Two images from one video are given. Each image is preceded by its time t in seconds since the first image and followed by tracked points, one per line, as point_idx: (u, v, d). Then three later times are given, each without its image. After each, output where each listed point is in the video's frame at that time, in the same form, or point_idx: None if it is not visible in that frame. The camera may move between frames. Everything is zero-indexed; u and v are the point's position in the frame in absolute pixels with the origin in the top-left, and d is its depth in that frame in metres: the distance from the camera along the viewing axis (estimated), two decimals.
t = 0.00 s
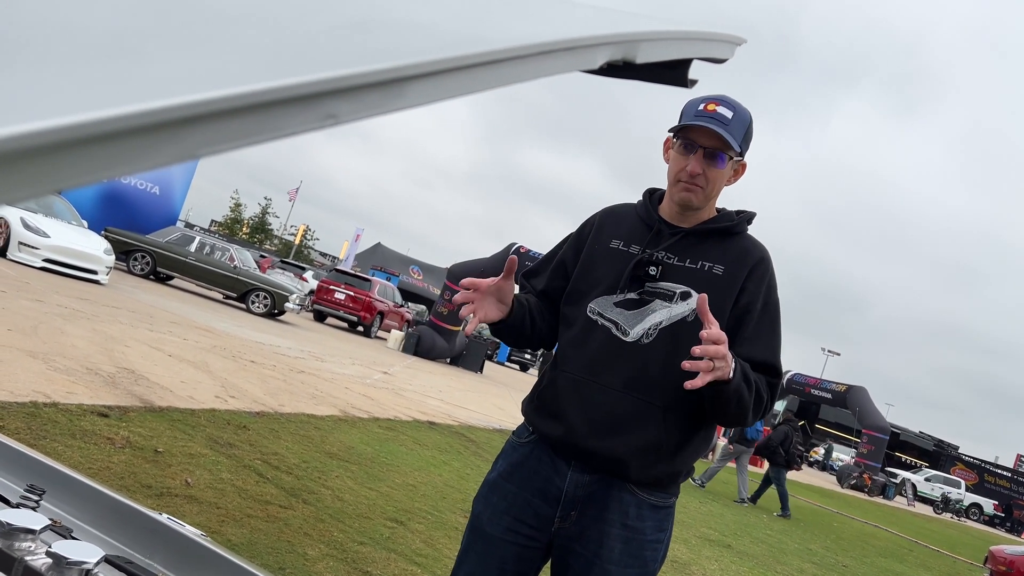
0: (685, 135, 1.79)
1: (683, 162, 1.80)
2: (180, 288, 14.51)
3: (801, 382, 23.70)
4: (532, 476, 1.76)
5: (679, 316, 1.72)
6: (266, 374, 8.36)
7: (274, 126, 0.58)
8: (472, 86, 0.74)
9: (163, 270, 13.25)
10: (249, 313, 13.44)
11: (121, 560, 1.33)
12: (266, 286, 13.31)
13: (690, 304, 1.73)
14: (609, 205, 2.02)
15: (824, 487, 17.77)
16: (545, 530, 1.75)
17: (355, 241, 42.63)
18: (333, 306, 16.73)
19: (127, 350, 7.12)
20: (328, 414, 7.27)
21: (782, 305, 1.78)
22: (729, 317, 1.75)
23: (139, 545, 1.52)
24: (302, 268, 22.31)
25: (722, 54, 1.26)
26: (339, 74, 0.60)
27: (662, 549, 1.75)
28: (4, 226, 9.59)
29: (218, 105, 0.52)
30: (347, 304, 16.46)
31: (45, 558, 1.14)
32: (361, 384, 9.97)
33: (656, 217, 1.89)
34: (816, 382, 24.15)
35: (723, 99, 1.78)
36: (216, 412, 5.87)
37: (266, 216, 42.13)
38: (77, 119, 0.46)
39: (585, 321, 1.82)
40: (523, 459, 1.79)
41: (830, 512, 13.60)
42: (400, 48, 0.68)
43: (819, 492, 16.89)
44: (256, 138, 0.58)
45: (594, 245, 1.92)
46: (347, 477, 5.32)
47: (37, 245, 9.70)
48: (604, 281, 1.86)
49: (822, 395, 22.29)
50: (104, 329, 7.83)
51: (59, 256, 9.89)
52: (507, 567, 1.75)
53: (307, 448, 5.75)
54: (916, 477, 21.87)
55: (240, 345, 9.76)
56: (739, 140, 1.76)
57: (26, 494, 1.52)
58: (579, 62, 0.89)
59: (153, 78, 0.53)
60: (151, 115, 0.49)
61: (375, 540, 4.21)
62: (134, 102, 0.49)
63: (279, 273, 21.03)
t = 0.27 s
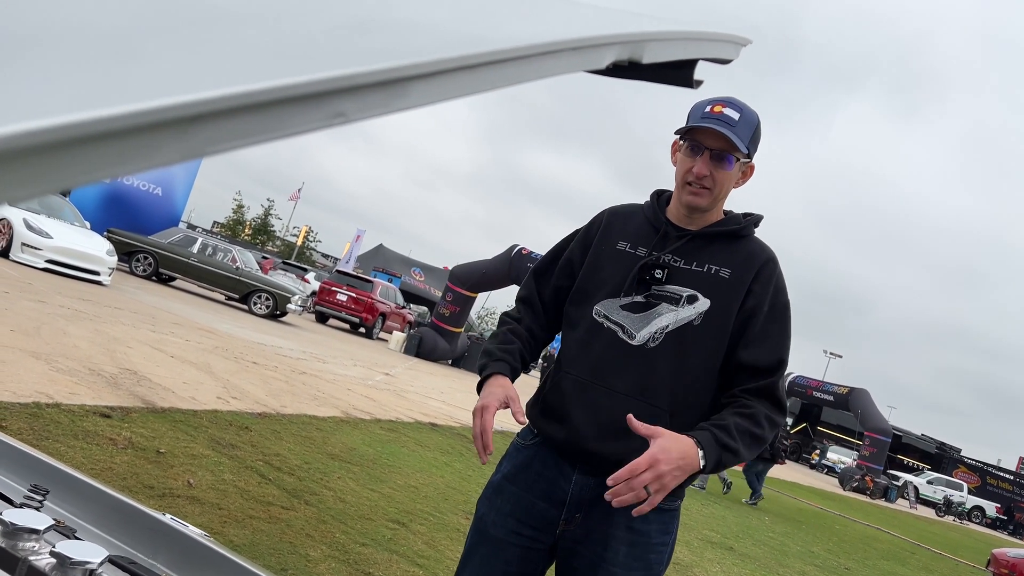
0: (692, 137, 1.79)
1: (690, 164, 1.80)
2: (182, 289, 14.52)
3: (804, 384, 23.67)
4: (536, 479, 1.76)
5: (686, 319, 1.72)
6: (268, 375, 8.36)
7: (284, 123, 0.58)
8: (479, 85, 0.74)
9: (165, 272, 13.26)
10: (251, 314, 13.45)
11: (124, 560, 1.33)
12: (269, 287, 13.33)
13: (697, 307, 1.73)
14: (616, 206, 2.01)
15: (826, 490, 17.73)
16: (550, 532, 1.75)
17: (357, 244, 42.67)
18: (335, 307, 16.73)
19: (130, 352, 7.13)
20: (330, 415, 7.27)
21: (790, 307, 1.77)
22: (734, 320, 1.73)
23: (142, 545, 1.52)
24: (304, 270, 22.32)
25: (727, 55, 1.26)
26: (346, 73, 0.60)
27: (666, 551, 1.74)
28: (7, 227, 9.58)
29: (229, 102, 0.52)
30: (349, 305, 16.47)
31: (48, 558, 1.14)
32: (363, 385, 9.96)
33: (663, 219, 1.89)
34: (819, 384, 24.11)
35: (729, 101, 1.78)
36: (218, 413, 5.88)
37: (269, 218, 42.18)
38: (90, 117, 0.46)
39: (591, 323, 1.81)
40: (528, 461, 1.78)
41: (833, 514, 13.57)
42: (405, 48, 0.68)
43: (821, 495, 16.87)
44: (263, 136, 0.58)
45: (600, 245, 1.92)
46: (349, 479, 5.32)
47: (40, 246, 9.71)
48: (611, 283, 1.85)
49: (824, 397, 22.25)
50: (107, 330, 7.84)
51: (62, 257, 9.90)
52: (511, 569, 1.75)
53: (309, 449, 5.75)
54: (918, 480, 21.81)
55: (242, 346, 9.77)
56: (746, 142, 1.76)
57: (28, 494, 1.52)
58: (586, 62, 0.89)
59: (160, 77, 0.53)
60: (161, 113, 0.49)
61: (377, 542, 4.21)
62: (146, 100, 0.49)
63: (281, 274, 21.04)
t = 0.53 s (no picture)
0: (699, 133, 1.80)
1: (696, 160, 1.80)
2: (184, 290, 14.53)
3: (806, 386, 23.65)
4: (540, 480, 1.76)
5: (689, 318, 1.71)
6: (270, 376, 8.36)
7: (295, 112, 0.58)
8: (488, 78, 0.74)
9: (168, 272, 13.27)
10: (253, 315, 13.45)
11: (130, 557, 1.33)
12: (271, 288, 13.34)
13: (701, 307, 1.72)
14: (622, 207, 1.99)
15: (828, 492, 17.71)
16: (553, 533, 1.76)
17: (359, 245, 42.70)
18: (337, 308, 16.74)
19: (132, 352, 7.14)
20: (332, 416, 7.27)
21: (790, 313, 1.78)
22: (738, 323, 1.73)
23: (147, 543, 1.52)
24: (306, 271, 22.33)
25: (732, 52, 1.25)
26: (355, 62, 0.60)
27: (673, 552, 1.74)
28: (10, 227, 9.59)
29: (240, 88, 0.52)
30: (351, 306, 16.48)
31: (53, 553, 1.15)
32: (365, 386, 9.96)
33: (668, 217, 1.87)
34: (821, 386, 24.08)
35: (736, 97, 1.79)
36: (221, 413, 5.88)
37: (271, 220, 42.22)
38: (101, 103, 0.46)
39: (594, 322, 1.80)
40: (533, 462, 1.79)
41: (835, 516, 13.55)
42: (413, 39, 0.68)
43: (824, 497, 16.85)
44: (273, 126, 0.58)
45: (604, 247, 1.90)
46: (352, 479, 5.32)
47: (43, 246, 9.72)
48: (614, 283, 1.84)
49: (826, 399, 22.22)
50: (109, 330, 7.85)
51: (65, 258, 9.91)
52: (515, 570, 1.75)
53: (311, 450, 5.75)
54: (921, 482, 21.78)
55: (245, 347, 9.77)
56: (753, 137, 1.77)
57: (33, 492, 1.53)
58: (595, 57, 0.89)
59: (169, 66, 0.53)
60: (172, 99, 0.49)
61: (379, 542, 4.21)
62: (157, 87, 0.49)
63: (283, 275, 21.05)
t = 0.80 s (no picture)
0: (706, 139, 1.80)
1: (704, 165, 1.80)
2: (187, 291, 14.56)
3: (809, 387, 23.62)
4: (546, 482, 1.76)
5: (696, 322, 1.71)
6: (273, 377, 8.38)
7: (297, 114, 0.58)
8: (490, 80, 0.74)
9: (171, 274, 13.29)
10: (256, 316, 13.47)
11: (133, 557, 1.33)
12: (274, 289, 13.36)
13: (708, 311, 1.72)
14: (628, 208, 1.99)
15: (831, 493, 17.67)
16: (559, 536, 1.75)
17: (361, 247, 42.74)
18: (340, 310, 16.75)
19: (136, 353, 7.15)
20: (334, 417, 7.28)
21: (800, 316, 1.76)
22: (745, 328, 1.73)
23: (150, 543, 1.53)
24: (309, 272, 22.36)
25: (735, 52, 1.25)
26: (357, 63, 0.60)
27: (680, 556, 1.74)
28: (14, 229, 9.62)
29: (240, 91, 0.53)
30: (354, 307, 16.50)
31: (57, 554, 1.15)
32: (368, 388, 9.96)
33: (675, 220, 1.87)
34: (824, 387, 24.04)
35: (742, 102, 1.78)
36: (224, 414, 5.89)
37: (274, 221, 42.27)
38: (103, 105, 0.46)
39: (601, 325, 1.81)
40: (538, 465, 1.79)
41: (838, 518, 13.52)
42: (416, 41, 0.68)
43: (827, 498, 16.81)
44: (274, 128, 0.58)
45: (611, 248, 1.90)
46: (354, 481, 5.32)
47: (47, 247, 9.74)
48: (621, 285, 1.84)
49: (829, 401, 22.19)
50: (112, 331, 7.86)
51: (68, 259, 9.94)
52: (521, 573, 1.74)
53: (314, 450, 5.75)
54: (924, 484, 21.73)
55: (248, 348, 9.79)
56: (760, 142, 1.77)
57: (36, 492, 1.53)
58: (597, 57, 0.89)
59: (168, 68, 0.53)
60: (174, 102, 0.49)
61: (381, 543, 4.21)
62: (160, 89, 0.49)
63: (286, 276, 21.08)
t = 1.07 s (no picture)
0: (710, 141, 1.80)
1: (708, 167, 1.81)
2: (191, 293, 14.59)
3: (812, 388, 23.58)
4: (554, 486, 1.76)
5: (706, 324, 1.71)
6: (276, 378, 8.39)
7: (297, 120, 0.59)
8: (490, 84, 0.74)
9: (174, 275, 13.31)
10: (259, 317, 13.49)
11: (136, 559, 1.34)
12: (277, 290, 13.37)
13: (718, 313, 1.72)
14: (635, 211, 1.98)
15: (834, 494, 17.64)
16: (566, 539, 1.76)
17: (364, 248, 42.79)
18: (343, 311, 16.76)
19: (139, 354, 7.17)
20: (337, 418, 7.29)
21: (807, 318, 1.77)
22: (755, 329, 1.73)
23: (152, 544, 1.53)
24: (312, 273, 22.38)
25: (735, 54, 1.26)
26: (356, 68, 0.60)
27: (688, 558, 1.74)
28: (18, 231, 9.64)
29: (241, 98, 0.53)
30: (356, 308, 16.51)
31: (59, 557, 1.15)
32: (371, 388, 9.97)
33: (682, 223, 1.87)
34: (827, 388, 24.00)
35: (744, 104, 1.79)
36: (227, 415, 5.90)
37: (277, 222, 42.35)
38: (103, 113, 0.47)
39: (611, 328, 1.81)
40: (547, 468, 1.79)
41: (841, 518, 13.50)
42: (417, 47, 0.69)
43: (831, 499, 16.79)
44: (273, 134, 0.58)
45: (619, 251, 1.89)
46: (358, 482, 5.32)
47: (50, 249, 9.76)
48: (629, 288, 1.84)
49: (832, 401, 22.14)
50: (116, 333, 7.88)
51: (72, 261, 9.96)
52: None
53: (317, 451, 5.76)
54: (928, 485, 21.69)
55: (251, 349, 9.81)
56: (763, 142, 1.77)
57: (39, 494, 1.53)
58: (596, 61, 0.90)
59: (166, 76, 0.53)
60: (175, 110, 0.50)
61: (384, 543, 4.22)
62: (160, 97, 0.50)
63: (289, 277, 21.11)
